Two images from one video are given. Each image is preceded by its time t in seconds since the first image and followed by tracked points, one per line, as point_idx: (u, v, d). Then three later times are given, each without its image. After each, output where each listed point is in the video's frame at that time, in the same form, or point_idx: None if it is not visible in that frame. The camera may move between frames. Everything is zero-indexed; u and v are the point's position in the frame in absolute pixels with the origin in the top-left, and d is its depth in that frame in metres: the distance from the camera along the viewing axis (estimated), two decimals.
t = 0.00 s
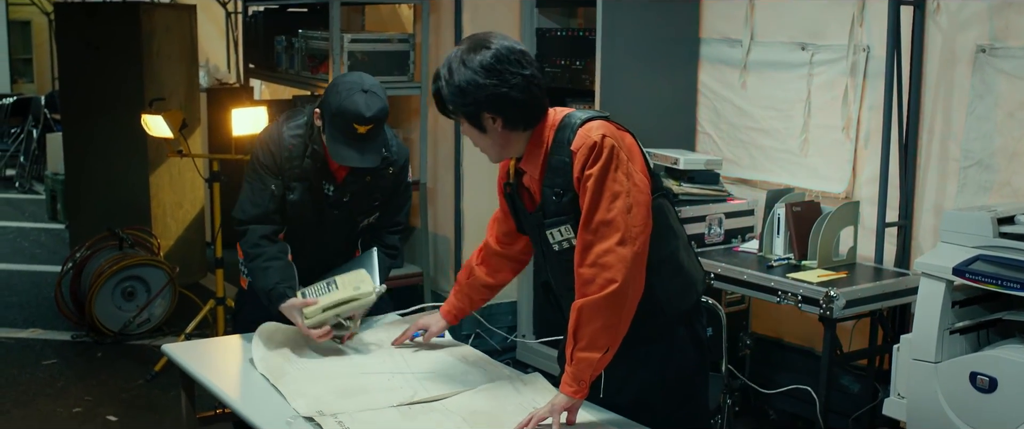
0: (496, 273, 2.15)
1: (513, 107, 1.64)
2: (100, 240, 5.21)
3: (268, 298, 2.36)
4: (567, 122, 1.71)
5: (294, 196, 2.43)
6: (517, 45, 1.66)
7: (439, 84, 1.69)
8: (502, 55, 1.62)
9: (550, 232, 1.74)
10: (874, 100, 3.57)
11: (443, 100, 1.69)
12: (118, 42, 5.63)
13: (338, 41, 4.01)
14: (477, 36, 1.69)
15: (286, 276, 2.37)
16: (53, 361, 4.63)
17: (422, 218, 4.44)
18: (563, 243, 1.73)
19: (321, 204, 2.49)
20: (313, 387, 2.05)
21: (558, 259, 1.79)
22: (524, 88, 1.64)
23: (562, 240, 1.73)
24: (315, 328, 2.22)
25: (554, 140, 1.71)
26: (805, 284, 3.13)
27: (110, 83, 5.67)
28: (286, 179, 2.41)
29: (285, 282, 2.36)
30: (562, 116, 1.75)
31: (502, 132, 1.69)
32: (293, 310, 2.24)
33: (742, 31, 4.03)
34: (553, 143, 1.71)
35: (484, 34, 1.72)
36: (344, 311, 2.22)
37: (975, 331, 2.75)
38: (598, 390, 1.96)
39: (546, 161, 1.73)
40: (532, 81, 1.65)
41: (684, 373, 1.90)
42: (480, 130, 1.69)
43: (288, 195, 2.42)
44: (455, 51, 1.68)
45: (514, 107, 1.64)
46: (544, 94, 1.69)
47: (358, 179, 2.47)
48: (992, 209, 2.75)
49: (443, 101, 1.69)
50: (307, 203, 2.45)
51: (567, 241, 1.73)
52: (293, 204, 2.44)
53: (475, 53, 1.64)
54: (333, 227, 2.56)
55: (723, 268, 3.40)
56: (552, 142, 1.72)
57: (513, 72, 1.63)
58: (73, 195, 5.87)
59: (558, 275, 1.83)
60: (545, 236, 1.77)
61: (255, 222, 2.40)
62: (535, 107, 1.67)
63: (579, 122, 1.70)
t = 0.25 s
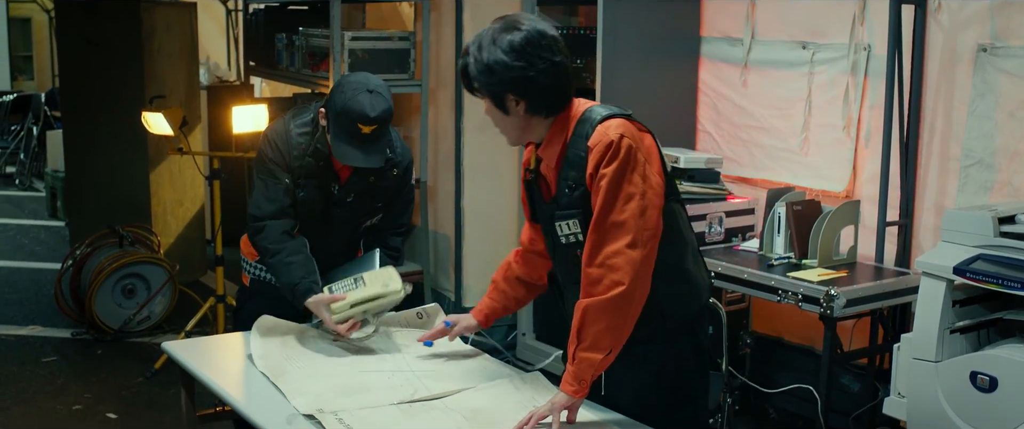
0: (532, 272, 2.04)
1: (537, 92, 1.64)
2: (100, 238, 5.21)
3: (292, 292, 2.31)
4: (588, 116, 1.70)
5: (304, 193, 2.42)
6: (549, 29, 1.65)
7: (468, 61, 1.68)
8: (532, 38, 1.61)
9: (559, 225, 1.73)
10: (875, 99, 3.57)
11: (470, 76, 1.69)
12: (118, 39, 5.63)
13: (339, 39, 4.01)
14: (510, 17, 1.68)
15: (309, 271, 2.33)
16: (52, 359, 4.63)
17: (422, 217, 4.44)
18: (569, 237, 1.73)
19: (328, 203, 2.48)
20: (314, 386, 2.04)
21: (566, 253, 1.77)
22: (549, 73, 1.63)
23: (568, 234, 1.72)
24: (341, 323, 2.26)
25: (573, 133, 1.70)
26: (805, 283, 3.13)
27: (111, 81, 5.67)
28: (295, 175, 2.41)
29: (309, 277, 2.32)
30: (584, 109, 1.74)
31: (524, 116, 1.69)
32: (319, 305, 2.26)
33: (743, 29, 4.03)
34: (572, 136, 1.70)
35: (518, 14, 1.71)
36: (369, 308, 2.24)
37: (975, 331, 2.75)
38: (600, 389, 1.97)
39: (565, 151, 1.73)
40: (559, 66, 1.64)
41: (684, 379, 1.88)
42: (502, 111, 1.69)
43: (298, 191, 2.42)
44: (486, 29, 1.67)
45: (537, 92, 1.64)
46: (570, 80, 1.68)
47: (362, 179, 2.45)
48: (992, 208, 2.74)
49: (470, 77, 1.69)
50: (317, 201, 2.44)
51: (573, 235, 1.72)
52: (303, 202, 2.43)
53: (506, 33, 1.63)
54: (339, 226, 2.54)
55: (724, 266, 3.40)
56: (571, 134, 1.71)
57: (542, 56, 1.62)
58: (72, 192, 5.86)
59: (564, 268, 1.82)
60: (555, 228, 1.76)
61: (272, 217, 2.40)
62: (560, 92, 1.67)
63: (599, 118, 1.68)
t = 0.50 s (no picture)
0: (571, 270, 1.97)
1: (570, 72, 1.63)
2: (100, 234, 5.20)
3: (305, 282, 2.28)
4: (621, 109, 1.69)
5: (308, 189, 2.43)
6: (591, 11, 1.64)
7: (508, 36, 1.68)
8: (572, 18, 1.60)
9: (578, 214, 1.72)
10: (876, 95, 3.56)
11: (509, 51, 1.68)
12: (117, 35, 5.62)
13: (338, 35, 4.00)
14: None
15: (321, 262, 2.31)
16: (52, 355, 4.63)
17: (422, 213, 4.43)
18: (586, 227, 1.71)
19: (332, 199, 2.48)
20: (314, 382, 2.04)
21: (582, 242, 1.77)
22: (586, 55, 1.62)
23: (587, 224, 1.72)
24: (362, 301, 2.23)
25: (604, 123, 1.69)
26: (806, 279, 3.13)
27: (111, 78, 5.66)
28: (299, 173, 2.43)
29: (322, 266, 2.30)
30: (619, 99, 1.72)
31: (556, 96, 1.68)
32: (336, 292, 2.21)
33: (743, 25, 4.02)
34: (604, 127, 1.69)
35: None
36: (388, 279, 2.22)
37: (976, 327, 2.75)
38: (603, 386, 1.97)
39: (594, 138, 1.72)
40: (600, 48, 1.64)
41: (688, 386, 1.85)
42: (535, 89, 1.69)
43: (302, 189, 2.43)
44: (528, 5, 1.67)
45: (571, 72, 1.63)
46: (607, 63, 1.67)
47: (366, 175, 2.45)
48: (993, 205, 2.74)
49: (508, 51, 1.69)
50: (321, 197, 2.45)
51: (591, 227, 1.72)
52: (308, 198, 2.44)
53: (549, 10, 1.62)
54: (343, 221, 2.54)
55: (724, 263, 3.39)
56: (602, 124, 1.70)
57: (581, 37, 1.61)
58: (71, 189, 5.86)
59: (578, 257, 1.81)
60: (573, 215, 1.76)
61: (279, 212, 2.40)
62: (595, 75, 1.66)
63: (631, 112, 1.66)
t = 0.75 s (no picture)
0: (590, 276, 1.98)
1: (596, 62, 1.63)
2: (100, 232, 5.19)
3: (273, 299, 2.29)
4: (646, 105, 1.68)
5: (308, 196, 2.41)
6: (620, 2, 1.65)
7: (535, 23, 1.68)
8: (601, 8, 1.60)
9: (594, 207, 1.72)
10: (877, 93, 3.56)
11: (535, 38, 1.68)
12: (117, 33, 5.62)
13: (339, 32, 4.00)
14: None
15: (291, 280, 2.31)
16: (53, 353, 4.62)
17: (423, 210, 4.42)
18: (602, 221, 1.71)
19: (330, 204, 2.49)
20: (315, 380, 2.03)
21: (596, 238, 1.76)
22: (613, 45, 1.62)
23: (601, 219, 1.71)
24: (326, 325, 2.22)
25: (627, 118, 1.69)
26: (806, 277, 3.13)
27: (111, 75, 5.66)
28: (300, 180, 2.40)
29: (291, 285, 2.31)
30: (644, 95, 1.72)
31: (580, 86, 1.68)
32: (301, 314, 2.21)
33: (744, 23, 4.02)
34: (627, 122, 1.68)
35: None
36: (353, 308, 2.21)
37: (977, 325, 2.75)
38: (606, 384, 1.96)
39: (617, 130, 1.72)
40: (628, 39, 1.64)
41: (695, 387, 1.84)
42: (559, 78, 1.68)
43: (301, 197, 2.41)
44: None
45: (597, 62, 1.63)
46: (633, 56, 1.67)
47: (368, 178, 2.47)
48: (994, 202, 2.74)
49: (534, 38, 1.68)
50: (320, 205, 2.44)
51: (603, 221, 1.71)
52: (307, 205, 2.42)
53: None
54: (342, 226, 2.54)
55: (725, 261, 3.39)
56: (626, 118, 1.69)
57: (610, 26, 1.61)
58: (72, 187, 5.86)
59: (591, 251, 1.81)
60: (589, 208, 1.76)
61: (263, 222, 2.37)
62: (620, 66, 1.66)
63: (656, 110, 1.66)
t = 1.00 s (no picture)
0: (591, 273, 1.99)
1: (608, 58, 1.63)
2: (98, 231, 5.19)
3: (260, 303, 2.33)
4: (656, 105, 1.68)
5: (299, 204, 2.39)
6: None
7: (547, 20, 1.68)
8: (613, 5, 1.61)
9: (603, 206, 1.71)
10: (876, 92, 3.56)
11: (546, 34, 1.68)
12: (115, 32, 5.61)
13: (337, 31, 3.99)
14: None
15: (279, 284, 2.35)
16: (51, 352, 4.62)
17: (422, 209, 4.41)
18: (609, 221, 1.71)
19: (326, 209, 2.45)
20: (315, 380, 2.03)
21: (603, 237, 1.76)
22: (625, 42, 1.62)
23: (608, 217, 1.71)
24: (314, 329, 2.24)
25: (637, 117, 1.68)
26: (806, 277, 3.13)
27: (110, 74, 5.66)
28: (292, 187, 2.39)
29: (278, 289, 2.35)
30: (652, 93, 1.72)
31: (591, 83, 1.67)
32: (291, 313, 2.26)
33: (743, 22, 4.01)
34: (637, 121, 1.68)
35: None
36: (343, 315, 2.27)
37: (976, 324, 2.75)
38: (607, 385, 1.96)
39: (626, 128, 1.71)
40: (640, 36, 1.64)
41: (700, 389, 1.84)
42: (569, 74, 1.68)
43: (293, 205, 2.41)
44: None
45: (608, 58, 1.63)
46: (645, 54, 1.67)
47: (365, 181, 2.45)
48: (993, 202, 2.74)
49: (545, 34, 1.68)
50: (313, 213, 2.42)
51: (610, 220, 1.71)
52: (299, 213, 2.41)
53: None
54: (341, 229, 2.51)
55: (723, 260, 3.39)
56: (635, 117, 1.69)
57: (622, 23, 1.61)
58: (70, 186, 5.85)
59: (596, 251, 1.80)
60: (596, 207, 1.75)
61: (251, 229, 2.38)
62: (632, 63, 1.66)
63: (666, 110, 1.66)
